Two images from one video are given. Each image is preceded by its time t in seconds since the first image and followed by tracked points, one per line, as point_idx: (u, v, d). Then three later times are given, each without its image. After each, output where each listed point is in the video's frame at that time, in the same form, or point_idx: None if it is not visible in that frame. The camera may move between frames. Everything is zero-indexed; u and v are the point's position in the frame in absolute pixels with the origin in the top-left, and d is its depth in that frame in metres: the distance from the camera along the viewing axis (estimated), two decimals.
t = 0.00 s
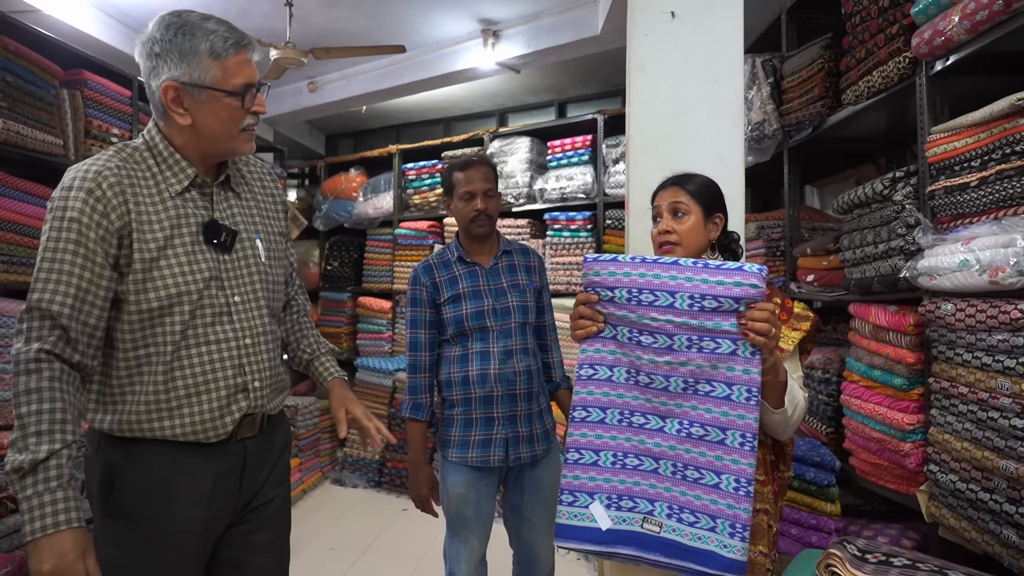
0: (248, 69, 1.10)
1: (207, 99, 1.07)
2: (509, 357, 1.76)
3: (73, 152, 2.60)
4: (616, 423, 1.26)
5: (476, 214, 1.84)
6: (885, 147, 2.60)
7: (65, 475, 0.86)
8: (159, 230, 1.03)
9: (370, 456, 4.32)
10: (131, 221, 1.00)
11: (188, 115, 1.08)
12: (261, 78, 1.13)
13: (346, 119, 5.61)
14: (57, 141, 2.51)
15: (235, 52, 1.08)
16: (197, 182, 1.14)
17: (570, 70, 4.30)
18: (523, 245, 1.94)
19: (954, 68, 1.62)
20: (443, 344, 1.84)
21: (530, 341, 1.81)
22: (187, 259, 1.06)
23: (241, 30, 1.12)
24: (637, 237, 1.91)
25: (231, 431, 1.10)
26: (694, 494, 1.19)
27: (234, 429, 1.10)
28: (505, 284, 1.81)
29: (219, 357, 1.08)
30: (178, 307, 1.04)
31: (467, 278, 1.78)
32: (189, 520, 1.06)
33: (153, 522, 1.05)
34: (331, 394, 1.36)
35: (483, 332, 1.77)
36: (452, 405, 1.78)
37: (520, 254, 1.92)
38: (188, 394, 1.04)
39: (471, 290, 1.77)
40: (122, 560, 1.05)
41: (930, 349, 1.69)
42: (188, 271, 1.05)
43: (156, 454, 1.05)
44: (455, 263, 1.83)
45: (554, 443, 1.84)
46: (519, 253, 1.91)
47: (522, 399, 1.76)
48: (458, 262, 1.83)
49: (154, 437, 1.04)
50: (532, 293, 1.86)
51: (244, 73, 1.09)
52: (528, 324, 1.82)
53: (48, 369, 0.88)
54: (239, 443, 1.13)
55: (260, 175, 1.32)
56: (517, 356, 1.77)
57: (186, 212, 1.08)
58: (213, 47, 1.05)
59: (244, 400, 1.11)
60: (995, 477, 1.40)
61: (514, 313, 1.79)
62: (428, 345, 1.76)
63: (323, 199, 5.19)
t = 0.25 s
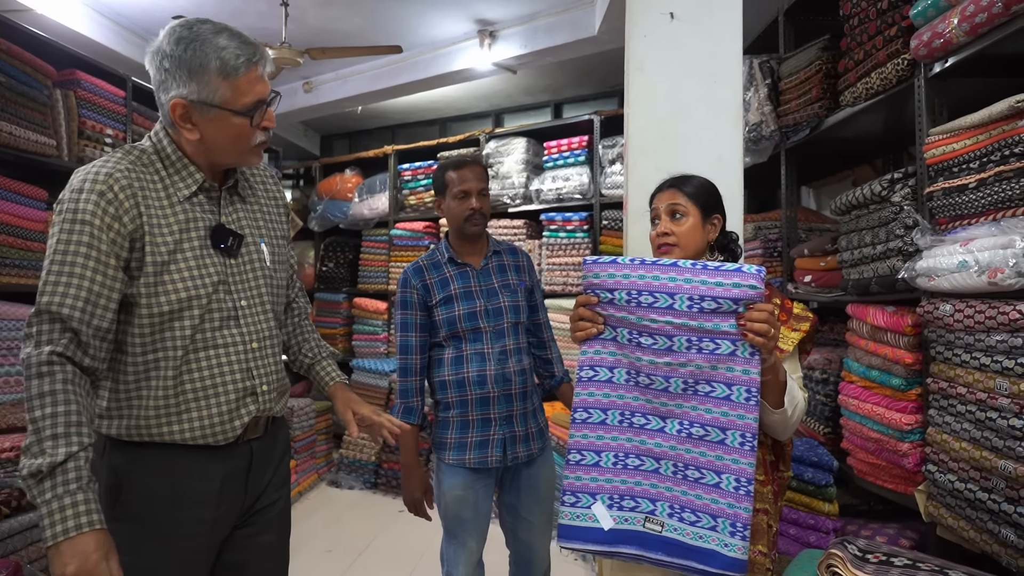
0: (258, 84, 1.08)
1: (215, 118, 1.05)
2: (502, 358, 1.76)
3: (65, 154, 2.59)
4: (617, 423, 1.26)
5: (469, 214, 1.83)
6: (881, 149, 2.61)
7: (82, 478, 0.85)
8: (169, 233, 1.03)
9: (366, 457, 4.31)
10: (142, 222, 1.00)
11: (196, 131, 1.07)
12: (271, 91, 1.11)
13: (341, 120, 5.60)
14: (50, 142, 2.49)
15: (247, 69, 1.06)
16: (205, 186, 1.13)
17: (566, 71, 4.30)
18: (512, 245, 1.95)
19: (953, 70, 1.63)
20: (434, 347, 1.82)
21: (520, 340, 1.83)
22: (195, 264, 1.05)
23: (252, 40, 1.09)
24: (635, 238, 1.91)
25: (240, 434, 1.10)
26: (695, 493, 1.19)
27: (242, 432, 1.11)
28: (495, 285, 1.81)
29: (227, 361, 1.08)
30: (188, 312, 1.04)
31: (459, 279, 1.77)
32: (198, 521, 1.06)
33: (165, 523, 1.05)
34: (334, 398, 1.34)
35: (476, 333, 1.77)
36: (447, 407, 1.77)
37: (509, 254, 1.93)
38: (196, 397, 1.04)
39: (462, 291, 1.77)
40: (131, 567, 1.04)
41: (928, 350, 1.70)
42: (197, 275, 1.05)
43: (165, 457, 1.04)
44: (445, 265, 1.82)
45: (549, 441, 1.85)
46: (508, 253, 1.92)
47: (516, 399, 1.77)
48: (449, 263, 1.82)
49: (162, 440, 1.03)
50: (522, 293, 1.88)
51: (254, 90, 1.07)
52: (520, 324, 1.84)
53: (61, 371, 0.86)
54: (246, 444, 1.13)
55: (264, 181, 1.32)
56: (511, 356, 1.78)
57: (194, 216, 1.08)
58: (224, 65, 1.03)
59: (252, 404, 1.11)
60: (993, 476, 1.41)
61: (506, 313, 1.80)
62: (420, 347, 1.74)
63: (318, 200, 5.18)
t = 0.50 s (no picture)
0: (232, 106, 1.03)
1: (182, 134, 1.00)
2: (469, 357, 1.76)
3: (11, 155, 2.45)
4: (590, 422, 1.26)
5: (429, 213, 1.80)
6: (837, 146, 2.66)
7: (26, 513, 0.83)
8: (133, 252, 0.98)
9: (332, 462, 4.25)
10: (103, 239, 0.95)
11: (159, 141, 1.02)
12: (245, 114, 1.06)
13: (301, 119, 5.51)
14: None
15: (223, 90, 1.01)
16: (167, 199, 1.08)
17: (529, 70, 4.30)
18: (468, 243, 1.96)
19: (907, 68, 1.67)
20: (396, 350, 1.78)
21: (482, 338, 1.84)
22: (158, 281, 1.01)
23: (234, 60, 1.04)
24: (601, 236, 1.91)
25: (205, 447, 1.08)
26: (670, 488, 1.20)
27: (206, 445, 1.08)
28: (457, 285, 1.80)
29: (190, 375, 1.05)
30: (153, 330, 1.00)
31: (422, 282, 1.74)
32: (160, 535, 1.03)
33: (124, 537, 1.01)
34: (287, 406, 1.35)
35: (442, 335, 1.75)
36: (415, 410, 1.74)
37: (467, 253, 1.93)
38: (160, 414, 1.01)
39: (427, 294, 1.73)
40: None
41: (888, 342, 1.74)
42: (161, 292, 1.01)
43: (126, 473, 1.01)
44: (406, 269, 1.77)
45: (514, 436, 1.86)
46: (465, 251, 1.93)
47: (484, 396, 1.77)
48: (409, 266, 1.77)
49: (125, 459, 1.00)
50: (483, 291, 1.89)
51: (226, 112, 1.02)
52: (482, 323, 1.85)
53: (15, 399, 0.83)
54: (210, 454, 1.11)
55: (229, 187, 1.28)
56: (476, 355, 1.78)
57: (158, 230, 1.03)
58: (199, 84, 0.98)
59: (218, 419, 1.08)
60: (952, 464, 1.44)
61: (471, 313, 1.80)
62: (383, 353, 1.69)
63: (279, 201, 5.09)
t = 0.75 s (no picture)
0: (180, 70, 1.02)
1: (126, 81, 0.98)
2: (436, 355, 1.75)
3: None
4: (557, 422, 1.25)
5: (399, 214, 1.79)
6: (797, 151, 2.71)
7: None
8: (73, 237, 0.94)
9: (292, 463, 4.18)
10: (41, 225, 0.91)
11: (100, 92, 0.99)
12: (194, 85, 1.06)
13: (263, 114, 5.41)
14: None
15: (172, 49, 1.01)
16: (115, 183, 1.03)
17: (495, 69, 4.29)
18: (428, 241, 1.95)
19: (867, 75, 1.70)
20: (361, 352, 1.74)
21: (446, 337, 1.83)
22: (103, 270, 0.97)
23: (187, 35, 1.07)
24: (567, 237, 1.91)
25: (161, 446, 1.04)
26: (636, 487, 1.20)
27: (163, 444, 1.04)
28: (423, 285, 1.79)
29: (146, 371, 1.01)
30: (99, 322, 0.95)
31: (389, 282, 1.72)
32: (119, 539, 1.00)
33: (76, 543, 0.97)
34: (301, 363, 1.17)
35: (410, 335, 1.73)
36: (383, 411, 1.71)
37: (429, 251, 1.93)
38: (114, 411, 0.97)
39: (394, 294, 1.71)
40: None
41: (847, 344, 1.77)
42: (107, 283, 0.97)
43: (78, 478, 0.97)
44: (372, 270, 1.73)
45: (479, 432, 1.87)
46: (427, 249, 1.92)
47: (450, 393, 1.77)
48: (375, 268, 1.74)
49: (76, 458, 0.96)
50: (446, 289, 1.89)
51: (174, 71, 1.01)
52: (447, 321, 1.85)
53: None
54: (167, 455, 1.07)
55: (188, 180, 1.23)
56: (442, 352, 1.78)
57: (102, 218, 0.99)
58: (150, 35, 0.99)
59: (175, 415, 1.05)
60: (908, 464, 1.48)
61: (437, 312, 1.80)
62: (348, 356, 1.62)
63: (239, 197, 4.99)
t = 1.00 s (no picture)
0: (133, 57, 0.98)
1: (78, 81, 0.94)
2: (421, 355, 1.75)
3: None
4: (542, 429, 1.24)
5: (396, 219, 1.81)
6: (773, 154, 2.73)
7: None
8: (24, 234, 0.90)
9: (265, 466, 4.12)
10: None
11: (54, 94, 0.95)
12: (149, 70, 1.01)
13: (236, 112, 5.32)
14: None
15: (120, 38, 0.96)
16: (75, 179, 0.99)
17: (472, 70, 4.27)
18: (413, 243, 1.95)
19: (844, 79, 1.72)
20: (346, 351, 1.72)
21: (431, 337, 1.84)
22: (59, 268, 0.93)
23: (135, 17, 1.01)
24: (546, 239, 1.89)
25: (120, 451, 1.00)
26: (622, 493, 1.20)
27: (122, 449, 1.00)
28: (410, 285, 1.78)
29: (104, 372, 0.97)
30: (49, 321, 0.91)
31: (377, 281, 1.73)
32: (73, 547, 0.96)
33: (31, 547, 0.94)
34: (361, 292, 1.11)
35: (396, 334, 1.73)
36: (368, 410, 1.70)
37: (414, 252, 1.93)
38: (68, 414, 0.93)
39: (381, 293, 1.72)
40: None
41: (824, 346, 1.79)
42: (60, 283, 0.93)
43: (30, 484, 0.93)
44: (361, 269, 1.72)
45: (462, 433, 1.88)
46: (411, 251, 1.93)
47: (432, 393, 1.77)
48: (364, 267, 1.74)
49: (27, 463, 0.92)
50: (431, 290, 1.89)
51: (126, 61, 0.97)
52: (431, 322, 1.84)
53: None
54: (130, 461, 1.03)
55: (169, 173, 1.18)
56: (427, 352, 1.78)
57: (58, 214, 0.95)
58: (94, 27, 0.94)
59: (135, 419, 1.00)
60: (884, 465, 1.49)
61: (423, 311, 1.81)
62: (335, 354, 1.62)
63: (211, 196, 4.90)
